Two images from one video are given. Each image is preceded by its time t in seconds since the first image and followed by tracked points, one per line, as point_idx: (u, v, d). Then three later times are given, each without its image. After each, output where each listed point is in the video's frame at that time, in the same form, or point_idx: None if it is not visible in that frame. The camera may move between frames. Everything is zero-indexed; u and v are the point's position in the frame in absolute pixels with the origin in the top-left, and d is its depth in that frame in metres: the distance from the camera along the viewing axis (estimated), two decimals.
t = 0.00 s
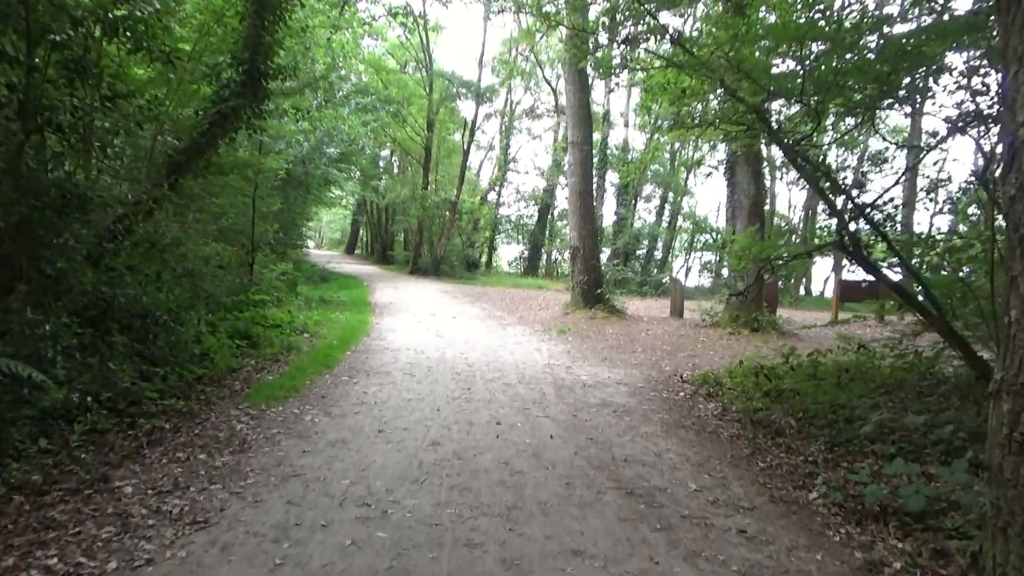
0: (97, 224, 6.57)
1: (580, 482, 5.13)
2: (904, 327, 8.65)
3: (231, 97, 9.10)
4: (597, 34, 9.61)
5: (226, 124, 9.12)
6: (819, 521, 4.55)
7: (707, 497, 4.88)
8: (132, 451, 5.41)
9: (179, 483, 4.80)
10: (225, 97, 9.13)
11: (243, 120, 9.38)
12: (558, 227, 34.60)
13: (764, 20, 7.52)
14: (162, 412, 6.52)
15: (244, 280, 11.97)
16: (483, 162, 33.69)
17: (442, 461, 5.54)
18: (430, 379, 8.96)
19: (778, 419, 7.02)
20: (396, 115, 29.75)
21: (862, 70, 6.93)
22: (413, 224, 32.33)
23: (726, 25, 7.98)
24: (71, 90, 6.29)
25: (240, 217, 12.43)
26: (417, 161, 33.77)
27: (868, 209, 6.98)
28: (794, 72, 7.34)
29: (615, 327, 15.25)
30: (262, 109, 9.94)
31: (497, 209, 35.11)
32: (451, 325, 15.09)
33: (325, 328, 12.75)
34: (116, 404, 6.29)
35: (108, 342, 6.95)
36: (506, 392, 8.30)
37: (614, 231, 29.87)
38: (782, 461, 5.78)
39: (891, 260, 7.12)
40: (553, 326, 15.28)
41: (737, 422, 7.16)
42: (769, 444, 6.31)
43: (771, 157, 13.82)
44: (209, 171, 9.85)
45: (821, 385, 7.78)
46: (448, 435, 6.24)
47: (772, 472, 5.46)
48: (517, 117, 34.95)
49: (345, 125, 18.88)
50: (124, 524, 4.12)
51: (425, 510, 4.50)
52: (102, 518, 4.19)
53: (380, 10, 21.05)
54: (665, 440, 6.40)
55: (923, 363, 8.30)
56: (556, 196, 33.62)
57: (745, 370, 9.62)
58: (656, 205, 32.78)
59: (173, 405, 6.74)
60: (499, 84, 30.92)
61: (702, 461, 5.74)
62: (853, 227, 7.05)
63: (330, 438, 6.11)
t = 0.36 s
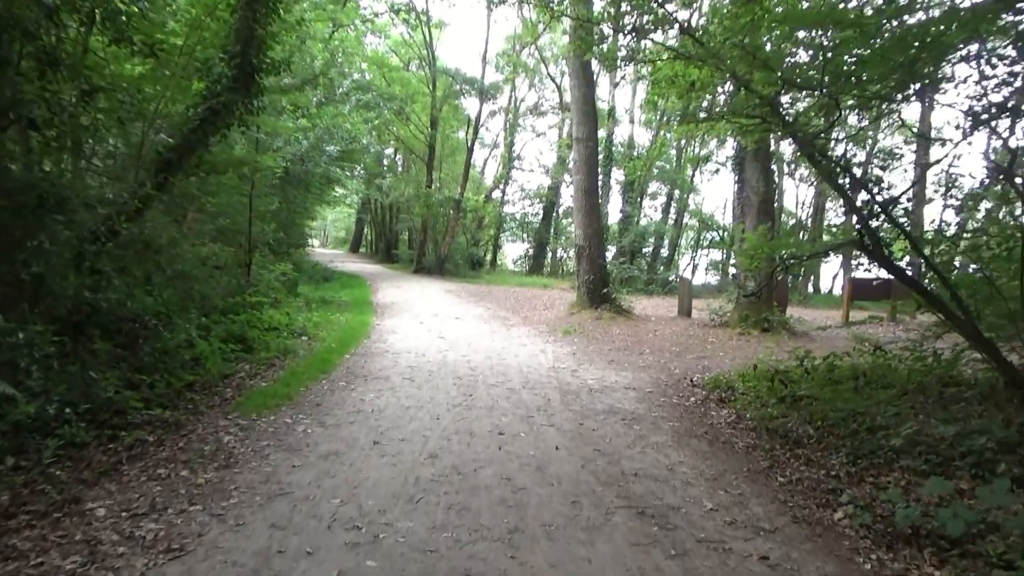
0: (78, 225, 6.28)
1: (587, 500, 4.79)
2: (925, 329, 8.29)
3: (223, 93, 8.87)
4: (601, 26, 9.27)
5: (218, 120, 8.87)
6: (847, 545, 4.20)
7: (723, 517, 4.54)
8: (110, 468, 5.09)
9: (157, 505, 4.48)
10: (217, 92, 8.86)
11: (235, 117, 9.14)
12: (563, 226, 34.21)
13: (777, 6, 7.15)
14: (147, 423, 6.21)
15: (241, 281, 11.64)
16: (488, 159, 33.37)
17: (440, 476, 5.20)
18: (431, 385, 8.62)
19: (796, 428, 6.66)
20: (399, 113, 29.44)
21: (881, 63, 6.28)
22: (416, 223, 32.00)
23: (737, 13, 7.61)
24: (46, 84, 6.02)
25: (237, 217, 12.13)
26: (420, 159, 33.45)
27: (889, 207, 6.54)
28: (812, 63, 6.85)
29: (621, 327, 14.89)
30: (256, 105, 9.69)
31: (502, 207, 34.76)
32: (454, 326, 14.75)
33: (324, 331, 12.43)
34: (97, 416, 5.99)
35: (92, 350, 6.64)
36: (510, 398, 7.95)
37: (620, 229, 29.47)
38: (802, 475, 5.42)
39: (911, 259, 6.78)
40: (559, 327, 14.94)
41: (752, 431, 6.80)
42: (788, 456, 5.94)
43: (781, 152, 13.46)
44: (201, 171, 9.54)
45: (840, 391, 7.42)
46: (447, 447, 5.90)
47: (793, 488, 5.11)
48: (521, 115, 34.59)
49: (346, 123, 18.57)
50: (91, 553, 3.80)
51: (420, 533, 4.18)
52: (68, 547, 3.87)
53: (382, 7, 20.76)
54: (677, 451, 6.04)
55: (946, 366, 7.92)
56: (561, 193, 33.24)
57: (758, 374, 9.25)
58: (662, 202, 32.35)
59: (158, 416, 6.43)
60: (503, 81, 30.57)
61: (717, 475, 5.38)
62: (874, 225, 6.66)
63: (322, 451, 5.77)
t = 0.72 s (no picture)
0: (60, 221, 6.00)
1: (598, 515, 4.46)
2: (945, 332, 7.95)
3: (217, 84, 8.55)
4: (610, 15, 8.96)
5: (211, 111, 8.58)
6: (881, 569, 3.87)
7: (745, 536, 4.21)
8: (88, 479, 4.79)
9: (135, 521, 4.17)
10: (212, 83, 8.54)
11: (230, 108, 8.85)
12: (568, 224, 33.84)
13: None
14: (132, 430, 5.90)
15: (238, 279, 11.34)
16: (493, 157, 33.07)
17: (441, 488, 4.88)
18: (432, 388, 8.30)
19: (816, 436, 6.32)
20: (403, 110, 29.13)
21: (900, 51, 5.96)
22: (420, 221, 31.69)
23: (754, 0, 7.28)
24: (23, 67, 5.79)
25: (235, 214, 11.83)
26: (424, 157, 33.15)
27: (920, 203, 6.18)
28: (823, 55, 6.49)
29: (628, 328, 14.54)
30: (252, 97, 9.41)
31: (506, 205, 34.42)
32: (457, 326, 14.42)
33: (323, 330, 12.12)
34: (79, 421, 5.68)
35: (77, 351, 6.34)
36: (514, 403, 7.62)
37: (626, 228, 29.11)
38: (829, 489, 5.09)
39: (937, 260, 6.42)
40: (564, 327, 14.60)
41: (770, 439, 6.46)
42: (809, 467, 5.61)
43: (793, 147, 13.11)
44: (197, 166, 9.23)
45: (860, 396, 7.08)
46: (449, 456, 5.57)
47: (819, 505, 4.78)
48: (525, 112, 34.26)
49: (348, 119, 18.27)
50: None
51: (417, 553, 3.86)
52: (33, 568, 3.56)
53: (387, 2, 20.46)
54: (691, 461, 5.71)
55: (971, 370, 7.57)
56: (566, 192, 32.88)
57: (772, 377, 8.91)
58: (668, 201, 31.94)
59: (145, 421, 6.12)
60: (507, 79, 30.23)
61: (735, 488, 5.05)
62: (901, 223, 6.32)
63: (316, 459, 5.45)
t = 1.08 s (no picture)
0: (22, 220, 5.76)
1: (603, 537, 4.13)
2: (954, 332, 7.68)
3: (195, 78, 8.05)
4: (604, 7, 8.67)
5: (190, 108, 8.08)
6: None
7: (764, 560, 3.90)
8: (49, 504, 4.43)
9: (97, 552, 3.81)
10: (189, 77, 8.04)
11: (211, 104, 8.35)
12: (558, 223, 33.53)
13: None
14: (101, 447, 5.52)
15: (220, 282, 10.92)
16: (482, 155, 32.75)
17: (433, 507, 4.55)
18: (422, 394, 7.94)
19: (826, 444, 6.03)
20: (391, 109, 28.75)
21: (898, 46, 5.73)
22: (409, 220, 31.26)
23: None
24: None
25: (217, 215, 11.43)
26: (413, 156, 32.77)
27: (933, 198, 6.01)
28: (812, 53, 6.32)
29: (622, 329, 14.24)
30: (233, 93, 8.97)
31: (495, 204, 34.07)
32: (447, 328, 14.07)
33: (309, 334, 11.74)
34: (44, 438, 5.30)
35: (43, 362, 5.96)
36: (508, 410, 7.28)
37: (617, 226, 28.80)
38: (846, 502, 4.81)
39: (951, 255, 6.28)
40: (557, 328, 14.27)
41: (778, 448, 6.15)
42: (822, 479, 5.31)
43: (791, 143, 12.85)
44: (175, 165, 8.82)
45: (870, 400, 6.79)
46: (441, 471, 5.24)
47: (839, 522, 4.49)
48: (515, 111, 33.93)
49: (335, 117, 17.89)
50: None
51: None
52: None
53: None
54: (697, 473, 5.40)
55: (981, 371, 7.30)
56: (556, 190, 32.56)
57: (775, 380, 8.60)
58: (659, 199, 31.68)
59: (115, 437, 5.75)
60: (496, 77, 29.84)
61: (747, 504, 4.74)
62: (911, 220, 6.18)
63: (298, 476, 5.10)
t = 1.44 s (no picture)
0: None
1: (604, 563, 3.80)
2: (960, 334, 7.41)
3: (167, 72, 7.72)
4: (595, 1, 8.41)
5: (162, 104, 7.75)
6: None
7: None
8: None
9: None
10: (160, 70, 7.72)
11: (183, 100, 8.02)
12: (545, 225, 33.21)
13: None
14: (62, 464, 5.15)
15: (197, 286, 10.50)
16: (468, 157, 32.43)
17: (420, 530, 4.20)
18: (408, 403, 7.59)
19: (834, 454, 5.73)
20: (375, 110, 28.39)
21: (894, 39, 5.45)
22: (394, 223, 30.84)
23: None
24: None
25: (194, 217, 11.04)
26: (398, 158, 32.39)
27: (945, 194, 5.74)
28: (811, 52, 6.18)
29: (612, 332, 13.92)
30: (205, 88, 8.63)
31: (482, 206, 33.72)
32: (434, 332, 13.71)
33: (290, 340, 11.35)
34: None
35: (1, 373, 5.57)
36: (498, 420, 6.93)
37: (605, 227, 28.52)
38: (862, 519, 4.51)
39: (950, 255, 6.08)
40: (546, 331, 13.94)
41: (784, 459, 5.85)
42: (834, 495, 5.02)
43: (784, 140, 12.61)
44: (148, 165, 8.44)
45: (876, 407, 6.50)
46: (428, 489, 4.90)
47: (856, 543, 4.19)
48: (501, 112, 33.65)
49: (318, 118, 17.53)
50: None
51: None
52: None
53: None
54: (700, 488, 5.08)
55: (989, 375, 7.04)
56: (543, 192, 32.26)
57: (774, 385, 8.31)
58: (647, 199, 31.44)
59: (78, 453, 5.36)
60: (482, 77, 29.55)
61: (756, 522, 4.43)
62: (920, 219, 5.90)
63: (274, 495, 4.73)
